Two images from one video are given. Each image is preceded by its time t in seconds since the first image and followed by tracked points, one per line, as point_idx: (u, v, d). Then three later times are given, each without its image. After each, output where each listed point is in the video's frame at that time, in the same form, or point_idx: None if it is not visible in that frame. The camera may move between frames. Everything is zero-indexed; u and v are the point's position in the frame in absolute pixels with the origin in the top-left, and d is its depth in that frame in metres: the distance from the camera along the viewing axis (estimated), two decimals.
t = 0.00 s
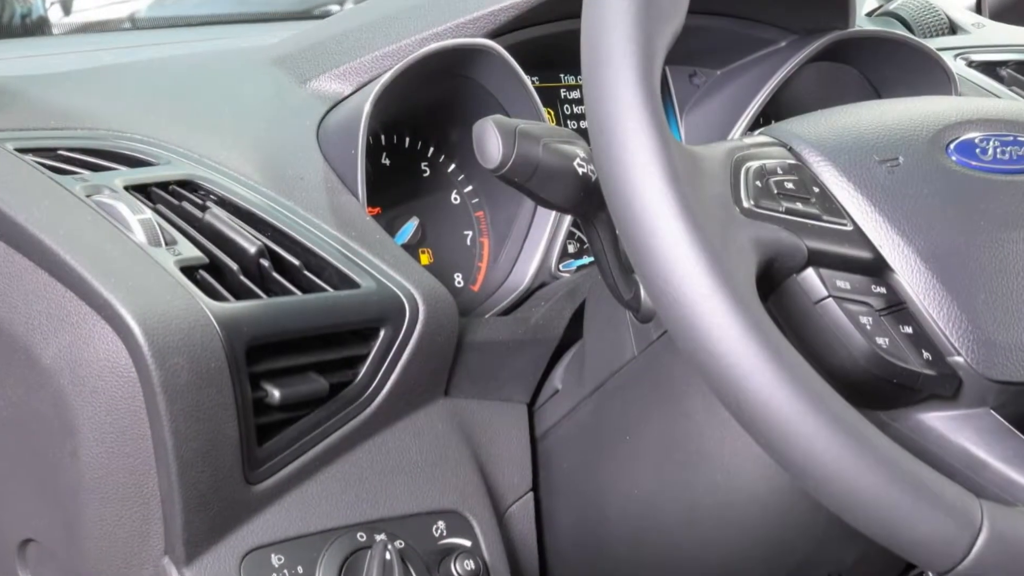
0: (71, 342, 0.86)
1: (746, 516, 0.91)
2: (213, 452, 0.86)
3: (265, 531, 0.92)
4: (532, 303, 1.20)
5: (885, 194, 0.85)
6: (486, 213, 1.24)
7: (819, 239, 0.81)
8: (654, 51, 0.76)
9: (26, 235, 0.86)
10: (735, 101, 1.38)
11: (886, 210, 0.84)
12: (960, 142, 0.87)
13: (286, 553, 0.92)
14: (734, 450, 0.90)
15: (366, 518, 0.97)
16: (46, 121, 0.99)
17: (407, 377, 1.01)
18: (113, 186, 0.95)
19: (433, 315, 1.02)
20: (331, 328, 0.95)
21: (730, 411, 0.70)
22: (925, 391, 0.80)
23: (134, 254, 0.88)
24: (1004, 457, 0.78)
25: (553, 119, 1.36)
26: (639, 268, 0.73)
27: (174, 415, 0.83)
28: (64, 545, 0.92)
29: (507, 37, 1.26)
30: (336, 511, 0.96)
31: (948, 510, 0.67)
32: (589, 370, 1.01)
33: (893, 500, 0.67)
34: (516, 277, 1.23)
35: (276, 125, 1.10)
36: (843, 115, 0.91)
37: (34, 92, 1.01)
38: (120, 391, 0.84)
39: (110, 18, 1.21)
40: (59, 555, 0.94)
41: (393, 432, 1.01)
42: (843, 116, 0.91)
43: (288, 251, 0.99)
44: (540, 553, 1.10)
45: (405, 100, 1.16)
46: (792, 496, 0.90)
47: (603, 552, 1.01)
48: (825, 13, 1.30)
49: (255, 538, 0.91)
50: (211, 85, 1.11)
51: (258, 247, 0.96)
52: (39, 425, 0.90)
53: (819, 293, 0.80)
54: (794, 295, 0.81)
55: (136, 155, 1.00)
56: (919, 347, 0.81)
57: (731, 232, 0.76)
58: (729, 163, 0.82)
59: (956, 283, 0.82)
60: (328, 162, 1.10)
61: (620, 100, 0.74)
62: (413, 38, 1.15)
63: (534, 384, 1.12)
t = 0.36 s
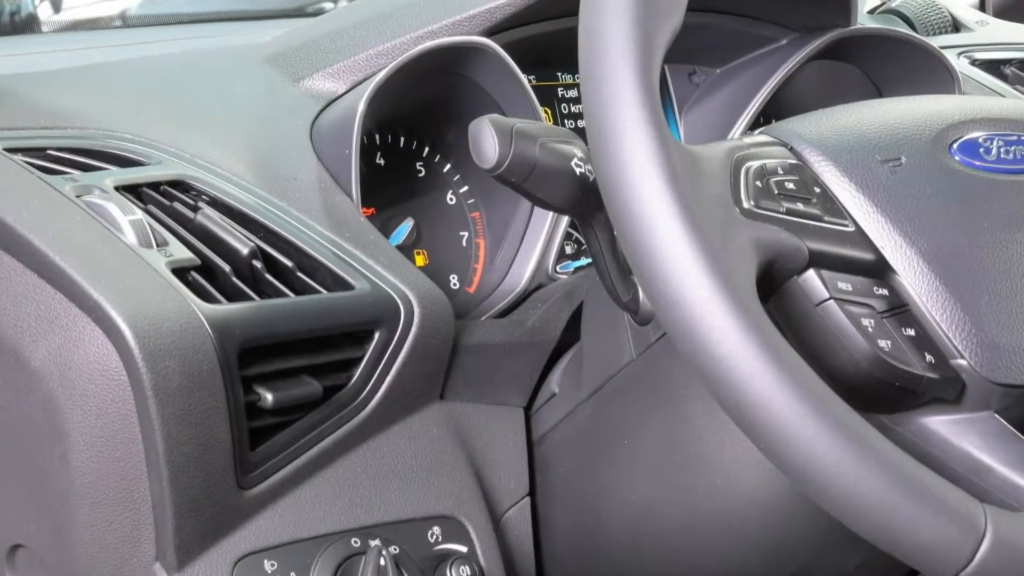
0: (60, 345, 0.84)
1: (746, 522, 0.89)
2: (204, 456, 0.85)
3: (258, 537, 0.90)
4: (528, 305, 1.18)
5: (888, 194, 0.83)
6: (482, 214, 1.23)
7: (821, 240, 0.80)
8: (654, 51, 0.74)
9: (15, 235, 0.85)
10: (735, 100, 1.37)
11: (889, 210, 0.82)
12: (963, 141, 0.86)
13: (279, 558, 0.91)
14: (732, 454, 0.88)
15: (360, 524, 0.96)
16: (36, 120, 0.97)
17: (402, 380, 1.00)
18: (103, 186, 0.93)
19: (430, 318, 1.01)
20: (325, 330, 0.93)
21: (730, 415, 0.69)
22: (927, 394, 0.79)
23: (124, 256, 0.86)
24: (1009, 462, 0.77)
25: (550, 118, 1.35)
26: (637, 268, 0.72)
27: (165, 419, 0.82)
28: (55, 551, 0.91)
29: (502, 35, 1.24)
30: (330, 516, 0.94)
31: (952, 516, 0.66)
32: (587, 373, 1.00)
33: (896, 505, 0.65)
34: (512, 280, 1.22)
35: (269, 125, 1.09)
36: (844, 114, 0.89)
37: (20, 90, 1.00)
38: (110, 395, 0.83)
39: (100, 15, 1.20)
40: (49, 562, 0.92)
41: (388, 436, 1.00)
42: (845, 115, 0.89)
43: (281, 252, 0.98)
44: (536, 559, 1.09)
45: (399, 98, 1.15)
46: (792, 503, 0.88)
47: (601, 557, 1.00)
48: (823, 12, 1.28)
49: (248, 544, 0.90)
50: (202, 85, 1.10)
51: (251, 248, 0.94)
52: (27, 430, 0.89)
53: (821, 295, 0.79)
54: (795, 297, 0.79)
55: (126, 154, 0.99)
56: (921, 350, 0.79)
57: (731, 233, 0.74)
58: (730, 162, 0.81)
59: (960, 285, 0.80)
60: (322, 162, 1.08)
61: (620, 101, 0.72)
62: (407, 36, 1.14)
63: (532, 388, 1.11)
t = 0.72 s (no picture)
0: (49, 348, 0.83)
1: (747, 527, 0.88)
2: (196, 460, 0.83)
3: (250, 543, 0.89)
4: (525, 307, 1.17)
5: (890, 194, 0.82)
6: (478, 214, 1.22)
7: (822, 241, 0.79)
8: (653, 49, 0.73)
9: (2, 236, 0.83)
10: (734, 100, 1.36)
11: (891, 211, 0.81)
12: (967, 141, 0.84)
13: (272, 564, 0.89)
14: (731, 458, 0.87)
15: (354, 529, 0.94)
16: (25, 119, 0.96)
17: (397, 383, 0.98)
18: (94, 186, 0.92)
19: (425, 320, 0.99)
20: (318, 332, 0.92)
21: (730, 419, 0.67)
22: (929, 398, 0.77)
23: (113, 257, 0.85)
24: (1011, 465, 0.76)
25: (547, 117, 1.33)
26: (635, 271, 0.70)
27: (155, 423, 0.80)
28: (42, 558, 0.89)
29: (498, 33, 1.23)
30: (324, 521, 0.93)
31: (957, 523, 0.65)
32: (584, 375, 0.98)
33: (899, 512, 0.64)
34: (509, 282, 1.21)
35: (261, 124, 1.07)
36: (844, 112, 0.88)
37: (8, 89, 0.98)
38: (98, 398, 0.82)
39: (89, 13, 1.18)
40: (38, 569, 0.91)
41: (383, 439, 0.99)
42: (847, 114, 0.88)
43: (273, 253, 0.96)
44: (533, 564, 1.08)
45: (394, 96, 1.13)
46: (793, 508, 0.87)
47: (599, 562, 0.98)
48: (823, 9, 1.27)
49: (240, 550, 0.88)
50: (193, 84, 1.08)
51: (243, 249, 0.93)
52: (15, 434, 0.87)
53: (822, 297, 0.77)
54: (796, 299, 0.78)
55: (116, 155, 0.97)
56: (924, 352, 0.78)
57: (731, 233, 0.73)
58: (729, 162, 0.79)
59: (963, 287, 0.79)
60: (316, 161, 1.07)
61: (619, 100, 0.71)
62: (402, 34, 1.12)
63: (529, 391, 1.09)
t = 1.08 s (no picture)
0: (37, 351, 0.81)
1: (746, 533, 0.86)
2: (187, 465, 0.82)
3: (242, 549, 0.87)
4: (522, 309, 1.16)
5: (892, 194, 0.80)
6: (474, 215, 1.20)
7: (824, 242, 0.77)
8: (651, 46, 0.71)
9: None
10: (734, 99, 1.34)
11: (893, 211, 0.79)
12: (971, 140, 0.83)
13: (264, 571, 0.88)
14: (730, 463, 0.85)
15: (347, 534, 0.93)
16: (14, 119, 0.95)
17: (392, 386, 0.97)
18: (84, 186, 0.90)
19: (420, 322, 0.98)
20: (312, 335, 0.90)
21: (730, 423, 0.66)
22: (932, 402, 0.76)
23: (102, 257, 0.83)
24: (1014, 469, 0.74)
25: (544, 116, 1.32)
26: (633, 272, 0.69)
27: (146, 427, 0.79)
28: (31, 564, 0.88)
29: (494, 31, 1.21)
30: (317, 526, 0.92)
31: (962, 530, 0.63)
32: (581, 378, 0.97)
33: (902, 520, 0.62)
34: (505, 283, 1.20)
35: (254, 124, 1.06)
36: (846, 111, 0.86)
37: None
38: (88, 402, 0.80)
39: (79, 10, 1.16)
40: None
41: (377, 444, 0.97)
42: (849, 113, 0.86)
43: (266, 254, 0.95)
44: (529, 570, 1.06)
45: (389, 96, 1.12)
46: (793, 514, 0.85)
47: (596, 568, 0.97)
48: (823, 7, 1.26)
49: (232, 556, 0.87)
50: (184, 82, 1.07)
51: (236, 250, 0.92)
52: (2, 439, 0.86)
53: (823, 299, 0.76)
54: (797, 301, 0.76)
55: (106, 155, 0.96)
56: (927, 355, 0.76)
57: (730, 234, 0.71)
58: (729, 162, 0.78)
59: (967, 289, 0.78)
60: (310, 161, 1.06)
61: (617, 97, 0.69)
62: (396, 32, 1.11)
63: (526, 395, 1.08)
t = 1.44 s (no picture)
0: (25, 354, 0.80)
1: (745, 539, 0.85)
2: (178, 470, 0.80)
3: (233, 556, 0.86)
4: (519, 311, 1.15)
5: (895, 194, 0.79)
6: (470, 215, 1.19)
7: (825, 243, 0.76)
8: (649, 44, 0.70)
9: None
10: (732, 98, 1.33)
11: (896, 212, 0.78)
12: (975, 140, 0.81)
13: None
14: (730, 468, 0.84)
15: (341, 540, 0.91)
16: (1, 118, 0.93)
17: (386, 389, 0.96)
18: (73, 186, 0.89)
19: (415, 324, 0.97)
20: (306, 338, 0.89)
21: (730, 429, 0.64)
22: (935, 406, 0.74)
23: (91, 257, 0.82)
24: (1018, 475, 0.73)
25: (541, 116, 1.31)
26: (631, 274, 0.67)
27: (137, 432, 0.77)
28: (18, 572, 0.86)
29: (490, 29, 1.20)
30: (310, 532, 0.90)
31: (966, 539, 0.62)
32: (579, 381, 0.96)
33: (906, 528, 0.61)
34: (501, 286, 1.19)
35: (247, 123, 1.05)
36: (847, 110, 0.85)
37: None
38: (76, 406, 0.79)
39: (69, 7, 1.14)
40: None
41: (371, 448, 0.96)
42: (851, 112, 0.84)
43: (258, 255, 0.94)
44: None
45: (383, 95, 1.11)
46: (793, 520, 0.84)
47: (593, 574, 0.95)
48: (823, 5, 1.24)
49: (224, 563, 0.85)
50: (175, 81, 1.05)
51: (228, 251, 0.90)
52: None
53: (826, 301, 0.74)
54: (798, 303, 0.75)
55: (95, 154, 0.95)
56: (930, 358, 0.75)
57: (730, 234, 0.70)
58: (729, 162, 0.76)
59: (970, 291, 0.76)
60: (303, 161, 1.04)
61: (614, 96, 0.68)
62: (388, 31, 1.10)
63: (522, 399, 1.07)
